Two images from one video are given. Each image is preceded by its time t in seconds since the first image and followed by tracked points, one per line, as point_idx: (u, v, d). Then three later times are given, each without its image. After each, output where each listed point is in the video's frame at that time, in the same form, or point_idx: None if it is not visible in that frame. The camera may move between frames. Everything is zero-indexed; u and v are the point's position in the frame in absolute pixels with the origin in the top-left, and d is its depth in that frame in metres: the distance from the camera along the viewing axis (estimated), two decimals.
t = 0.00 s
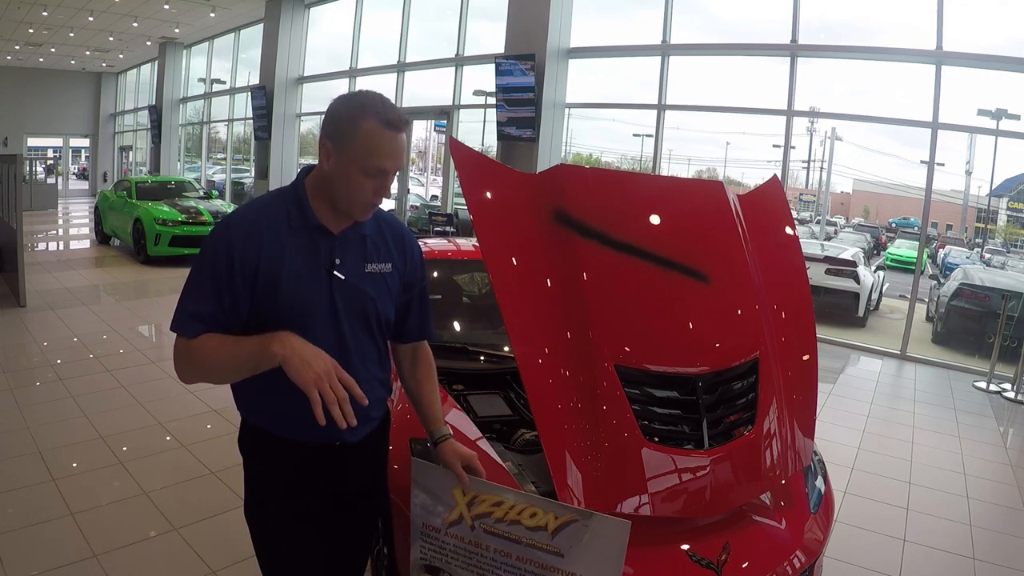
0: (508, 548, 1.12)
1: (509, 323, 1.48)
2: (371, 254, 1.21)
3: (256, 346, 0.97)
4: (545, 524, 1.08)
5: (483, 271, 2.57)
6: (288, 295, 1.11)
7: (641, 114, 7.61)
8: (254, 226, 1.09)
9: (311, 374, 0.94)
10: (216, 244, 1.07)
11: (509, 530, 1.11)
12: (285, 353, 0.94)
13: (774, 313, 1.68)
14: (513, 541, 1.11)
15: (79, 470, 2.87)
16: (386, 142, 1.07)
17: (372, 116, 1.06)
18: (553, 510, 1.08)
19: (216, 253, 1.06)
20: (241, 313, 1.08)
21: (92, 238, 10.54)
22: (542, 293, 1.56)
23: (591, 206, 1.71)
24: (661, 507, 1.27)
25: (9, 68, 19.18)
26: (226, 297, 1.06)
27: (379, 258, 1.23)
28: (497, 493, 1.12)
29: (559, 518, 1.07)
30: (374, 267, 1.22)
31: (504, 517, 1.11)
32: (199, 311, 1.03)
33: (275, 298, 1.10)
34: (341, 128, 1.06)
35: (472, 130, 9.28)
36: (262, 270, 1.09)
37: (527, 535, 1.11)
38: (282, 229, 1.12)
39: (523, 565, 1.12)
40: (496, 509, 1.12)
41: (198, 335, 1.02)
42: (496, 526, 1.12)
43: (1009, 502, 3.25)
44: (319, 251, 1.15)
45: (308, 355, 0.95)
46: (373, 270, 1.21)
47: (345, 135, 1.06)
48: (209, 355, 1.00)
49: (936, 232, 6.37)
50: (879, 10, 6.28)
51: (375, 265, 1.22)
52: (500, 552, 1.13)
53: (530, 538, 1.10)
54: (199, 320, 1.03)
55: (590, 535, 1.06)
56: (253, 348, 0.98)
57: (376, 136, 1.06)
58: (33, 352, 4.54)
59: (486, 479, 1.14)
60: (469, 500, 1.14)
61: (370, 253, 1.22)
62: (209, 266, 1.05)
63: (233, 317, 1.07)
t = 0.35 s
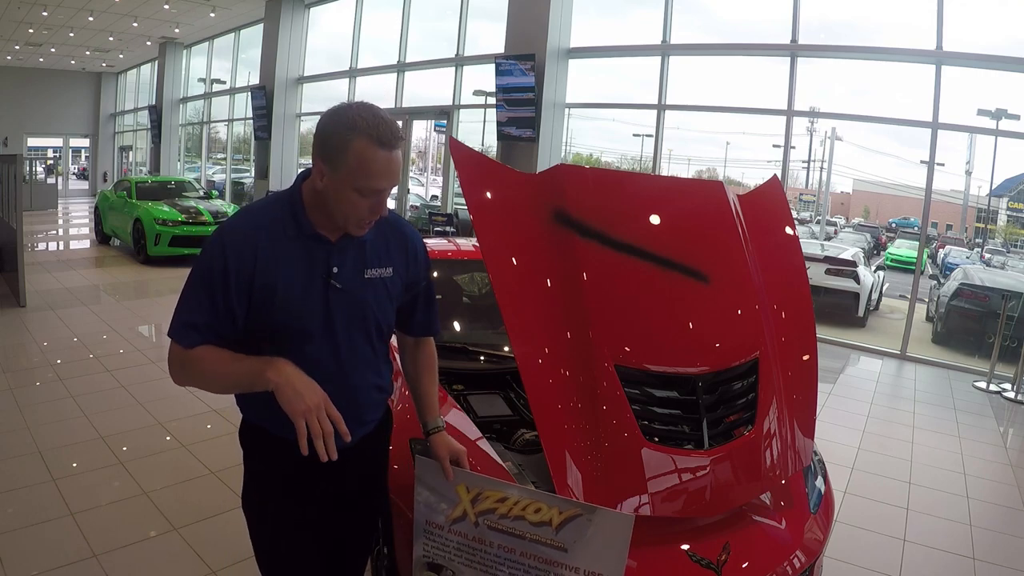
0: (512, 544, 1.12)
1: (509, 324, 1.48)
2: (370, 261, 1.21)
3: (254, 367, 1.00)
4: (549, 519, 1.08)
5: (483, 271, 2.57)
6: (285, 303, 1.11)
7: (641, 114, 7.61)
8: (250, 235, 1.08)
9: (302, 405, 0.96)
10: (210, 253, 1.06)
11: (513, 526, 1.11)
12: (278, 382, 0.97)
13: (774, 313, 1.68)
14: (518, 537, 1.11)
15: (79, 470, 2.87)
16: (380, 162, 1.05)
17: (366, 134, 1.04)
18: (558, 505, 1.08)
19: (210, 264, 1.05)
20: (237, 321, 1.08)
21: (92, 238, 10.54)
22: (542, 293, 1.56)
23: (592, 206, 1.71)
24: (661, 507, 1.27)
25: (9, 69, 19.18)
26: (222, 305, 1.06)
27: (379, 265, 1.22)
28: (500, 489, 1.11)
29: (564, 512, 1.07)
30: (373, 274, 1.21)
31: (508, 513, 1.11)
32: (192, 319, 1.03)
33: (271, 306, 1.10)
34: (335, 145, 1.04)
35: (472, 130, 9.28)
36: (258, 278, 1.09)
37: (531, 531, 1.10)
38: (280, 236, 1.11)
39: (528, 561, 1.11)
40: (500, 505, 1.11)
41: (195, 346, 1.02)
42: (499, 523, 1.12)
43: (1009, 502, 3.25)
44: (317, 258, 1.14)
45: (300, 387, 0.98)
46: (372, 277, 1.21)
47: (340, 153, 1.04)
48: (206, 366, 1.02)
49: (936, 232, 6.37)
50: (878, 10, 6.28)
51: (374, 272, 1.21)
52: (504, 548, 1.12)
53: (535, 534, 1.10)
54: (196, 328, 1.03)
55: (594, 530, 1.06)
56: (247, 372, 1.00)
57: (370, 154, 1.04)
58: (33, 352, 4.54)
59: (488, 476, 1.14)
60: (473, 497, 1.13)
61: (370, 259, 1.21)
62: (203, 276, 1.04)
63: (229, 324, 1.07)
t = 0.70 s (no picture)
0: (529, 543, 1.12)
1: (509, 323, 1.48)
2: (369, 257, 1.21)
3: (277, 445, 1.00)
4: (569, 520, 1.09)
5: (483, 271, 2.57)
6: (288, 302, 1.11)
7: (641, 114, 7.61)
8: (255, 232, 1.08)
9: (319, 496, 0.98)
10: (218, 251, 1.06)
11: (530, 525, 1.12)
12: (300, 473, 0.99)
13: (774, 313, 1.68)
14: (535, 536, 1.11)
15: (79, 470, 2.87)
16: (377, 159, 1.05)
17: (361, 130, 1.04)
18: (579, 506, 1.08)
19: (218, 262, 1.05)
20: (248, 323, 1.08)
21: (92, 238, 10.54)
22: (541, 293, 1.56)
23: (592, 206, 1.71)
24: (662, 507, 1.27)
25: (9, 69, 19.19)
26: (230, 301, 1.05)
27: (379, 261, 1.22)
28: (522, 487, 1.13)
29: (584, 514, 1.08)
30: (373, 270, 1.21)
31: (527, 512, 1.12)
32: (203, 318, 1.03)
33: (276, 306, 1.10)
34: (331, 140, 1.04)
35: (472, 130, 9.28)
36: (263, 274, 1.08)
37: (550, 531, 1.11)
38: (282, 232, 1.11)
39: (542, 562, 1.11)
40: (520, 504, 1.12)
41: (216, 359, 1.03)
42: (518, 521, 1.12)
43: (1009, 502, 3.25)
44: (318, 256, 1.15)
45: (319, 480, 0.99)
46: (372, 273, 1.21)
47: (336, 147, 1.04)
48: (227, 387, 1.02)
49: (936, 232, 6.37)
50: (878, 9, 6.28)
51: (374, 268, 1.22)
52: (519, 548, 1.12)
53: (553, 534, 1.10)
54: (209, 327, 1.03)
55: (613, 534, 1.06)
56: (271, 447, 1.00)
57: (365, 149, 1.04)
58: (34, 352, 4.54)
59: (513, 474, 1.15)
60: (492, 493, 1.14)
61: (369, 256, 1.21)
62: (212, 275, 1.05)
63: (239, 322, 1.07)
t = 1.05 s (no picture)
0: (585, 456, 0.96)
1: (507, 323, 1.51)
2: (352, 241, 1.22)
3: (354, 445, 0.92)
4: (636, 426, 0.94)
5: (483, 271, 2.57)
6: (303, 300, 1.10)
7: (641, 114, 7.61)
8: (251, 236, 1.07)
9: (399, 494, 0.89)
10: (224, 263, 1.03)
11: (590, 434, 0.96)
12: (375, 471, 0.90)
13: (774, 313, 1.67)
14: (595, 448, 0.96)
15: (79, 470, 2.87)
16: (341, 130, 1.05)
17: (320, 107, 1.04)
18: (650, 409, 0.95)
19: (227, 273, 1.02)
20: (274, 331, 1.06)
21: (92, 238, 10.54)
22: (541, 292, 1.58)
23: (592, 205, 1.71)
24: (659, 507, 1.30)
25: (9, 69, 19.19)
26: (256, 313, 1.02)
27: (361, 241, 1.24)
28: (586, 391, 0.97)
29: (654, 418, 0.94)
30: (359, 251, 1.23)
31: (589, 419, 0.96)
32: (241, 340, 0.99)
33: (294, 308, 1.09)
34: (290, 121, 1.04)
35: (472, 130, 9.28)
36: (276, 280, 1.07)
37: (612, 441, 0.95)
38: (273, 233, 1.10)
39: (598, 477, 0.96)
40: (581, 410, 0.96)
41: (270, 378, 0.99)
42: (575, 430, 0.96)
43: (1009, 501, 3.25)
44: (311, 249, 1.14)
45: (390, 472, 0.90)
46: (359, 254, 1.23)
47: (296, 128, 1.04)
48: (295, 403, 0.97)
49: (936, 232, 6.37)
50: (878, 9, 6.28)
51: (360, 249, 1.23)
52: (573, 462, 0.96)
53: (614, 443, 0.95)
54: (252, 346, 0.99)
55: (687, 440, 0.94)
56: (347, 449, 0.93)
57: (332, 124, 1.04)
58: (33, 352, 4.54)
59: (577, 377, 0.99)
60: (549, 398, 0.97)
61: (352, 238, 1.23)
62: (230, 294, 1.02)
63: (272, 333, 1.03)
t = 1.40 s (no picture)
0: (609, 331, 0.93)
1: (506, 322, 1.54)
2: (314, 228, 1.24)
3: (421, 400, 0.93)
4: (656, 294, 0.93)
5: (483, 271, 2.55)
6: (302, 295, 1.10)
7: (641, 115, 7.61)
8: (230, 241, 1.02)
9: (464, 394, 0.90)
10: (212, 281, 0.98)
11: (611, 307, 0.93)
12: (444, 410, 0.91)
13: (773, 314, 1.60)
14: (618, 321, 0.93)
15: (79, 469, 2.87)
16: (293, 103, 1.06)
17: (265, 80, 1.04)
18: (667, 274, 0.93)
19: (237, 287, 0.97)
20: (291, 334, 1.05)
21: (92, 238, 10.54)
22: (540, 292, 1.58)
23: (592, 205, 1.68)
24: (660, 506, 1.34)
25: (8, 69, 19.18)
26: (281, 320, 1.00)
27: (320, 226, 1.26)
28: (603, 261, 0.93)
29: (673, 284, 0.93)
30: (321, 235, 1.24)
31: (608, 291, 0.93)
32: (286, 350, 0.96)
33: (297, 305, 1.09)
34: (239, 104, 1.04)
35: (472, 130, 9.28)
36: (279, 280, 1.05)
37: (633, 312, 0.93)
38: (252, 233, 1.08)
39: (624, 352, 0.93)
40: (600, 282, 0.93)
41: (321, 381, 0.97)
42: (597, 305, 0.93)
43: (1009, 502, 3.25)
44: (288, 243, 1.13)
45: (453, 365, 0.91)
46: (322, 237, 1.24)
47: (245, 108, 1.03)
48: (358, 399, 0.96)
49: (936, 232, 6.38)
50: (878, 9, 6.28)
51: (321, 233, 1.25)
52: (597, 339, 0.93)
53: (635, 314, 0.93)
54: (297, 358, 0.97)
55: (704, 300, 0.93)
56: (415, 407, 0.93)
57: (282, 97, 1.05)
58: (33, 353, 4.54)
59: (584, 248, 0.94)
60: (566, 274, 0.93)
61: (312, 225, 1.24)
62: (250, 308, 0.97)
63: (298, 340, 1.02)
